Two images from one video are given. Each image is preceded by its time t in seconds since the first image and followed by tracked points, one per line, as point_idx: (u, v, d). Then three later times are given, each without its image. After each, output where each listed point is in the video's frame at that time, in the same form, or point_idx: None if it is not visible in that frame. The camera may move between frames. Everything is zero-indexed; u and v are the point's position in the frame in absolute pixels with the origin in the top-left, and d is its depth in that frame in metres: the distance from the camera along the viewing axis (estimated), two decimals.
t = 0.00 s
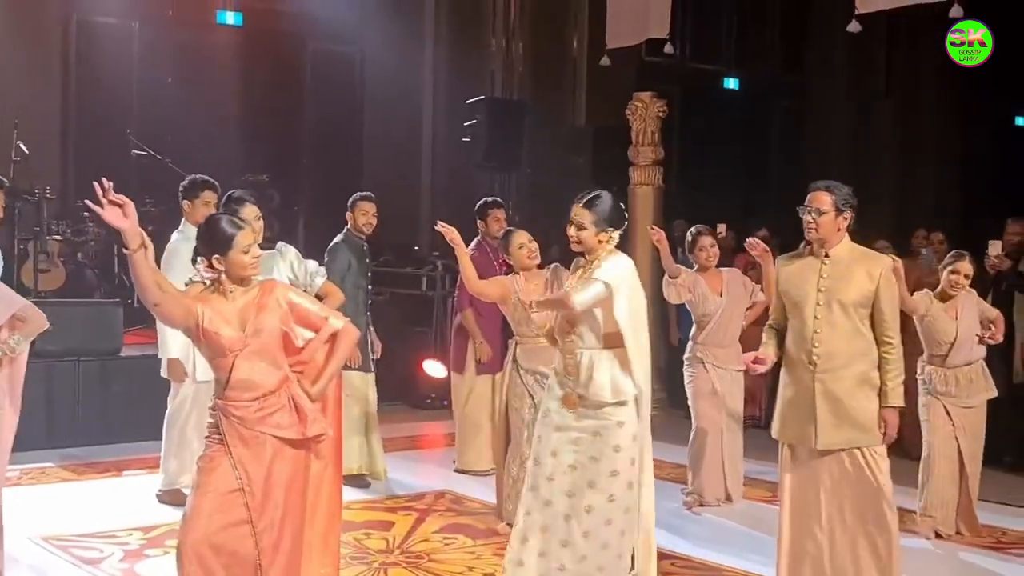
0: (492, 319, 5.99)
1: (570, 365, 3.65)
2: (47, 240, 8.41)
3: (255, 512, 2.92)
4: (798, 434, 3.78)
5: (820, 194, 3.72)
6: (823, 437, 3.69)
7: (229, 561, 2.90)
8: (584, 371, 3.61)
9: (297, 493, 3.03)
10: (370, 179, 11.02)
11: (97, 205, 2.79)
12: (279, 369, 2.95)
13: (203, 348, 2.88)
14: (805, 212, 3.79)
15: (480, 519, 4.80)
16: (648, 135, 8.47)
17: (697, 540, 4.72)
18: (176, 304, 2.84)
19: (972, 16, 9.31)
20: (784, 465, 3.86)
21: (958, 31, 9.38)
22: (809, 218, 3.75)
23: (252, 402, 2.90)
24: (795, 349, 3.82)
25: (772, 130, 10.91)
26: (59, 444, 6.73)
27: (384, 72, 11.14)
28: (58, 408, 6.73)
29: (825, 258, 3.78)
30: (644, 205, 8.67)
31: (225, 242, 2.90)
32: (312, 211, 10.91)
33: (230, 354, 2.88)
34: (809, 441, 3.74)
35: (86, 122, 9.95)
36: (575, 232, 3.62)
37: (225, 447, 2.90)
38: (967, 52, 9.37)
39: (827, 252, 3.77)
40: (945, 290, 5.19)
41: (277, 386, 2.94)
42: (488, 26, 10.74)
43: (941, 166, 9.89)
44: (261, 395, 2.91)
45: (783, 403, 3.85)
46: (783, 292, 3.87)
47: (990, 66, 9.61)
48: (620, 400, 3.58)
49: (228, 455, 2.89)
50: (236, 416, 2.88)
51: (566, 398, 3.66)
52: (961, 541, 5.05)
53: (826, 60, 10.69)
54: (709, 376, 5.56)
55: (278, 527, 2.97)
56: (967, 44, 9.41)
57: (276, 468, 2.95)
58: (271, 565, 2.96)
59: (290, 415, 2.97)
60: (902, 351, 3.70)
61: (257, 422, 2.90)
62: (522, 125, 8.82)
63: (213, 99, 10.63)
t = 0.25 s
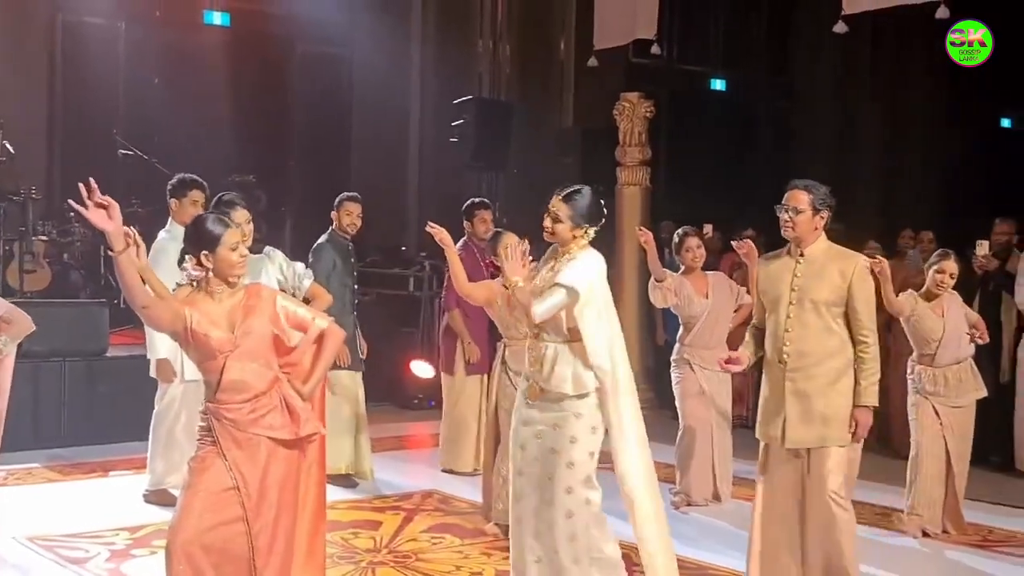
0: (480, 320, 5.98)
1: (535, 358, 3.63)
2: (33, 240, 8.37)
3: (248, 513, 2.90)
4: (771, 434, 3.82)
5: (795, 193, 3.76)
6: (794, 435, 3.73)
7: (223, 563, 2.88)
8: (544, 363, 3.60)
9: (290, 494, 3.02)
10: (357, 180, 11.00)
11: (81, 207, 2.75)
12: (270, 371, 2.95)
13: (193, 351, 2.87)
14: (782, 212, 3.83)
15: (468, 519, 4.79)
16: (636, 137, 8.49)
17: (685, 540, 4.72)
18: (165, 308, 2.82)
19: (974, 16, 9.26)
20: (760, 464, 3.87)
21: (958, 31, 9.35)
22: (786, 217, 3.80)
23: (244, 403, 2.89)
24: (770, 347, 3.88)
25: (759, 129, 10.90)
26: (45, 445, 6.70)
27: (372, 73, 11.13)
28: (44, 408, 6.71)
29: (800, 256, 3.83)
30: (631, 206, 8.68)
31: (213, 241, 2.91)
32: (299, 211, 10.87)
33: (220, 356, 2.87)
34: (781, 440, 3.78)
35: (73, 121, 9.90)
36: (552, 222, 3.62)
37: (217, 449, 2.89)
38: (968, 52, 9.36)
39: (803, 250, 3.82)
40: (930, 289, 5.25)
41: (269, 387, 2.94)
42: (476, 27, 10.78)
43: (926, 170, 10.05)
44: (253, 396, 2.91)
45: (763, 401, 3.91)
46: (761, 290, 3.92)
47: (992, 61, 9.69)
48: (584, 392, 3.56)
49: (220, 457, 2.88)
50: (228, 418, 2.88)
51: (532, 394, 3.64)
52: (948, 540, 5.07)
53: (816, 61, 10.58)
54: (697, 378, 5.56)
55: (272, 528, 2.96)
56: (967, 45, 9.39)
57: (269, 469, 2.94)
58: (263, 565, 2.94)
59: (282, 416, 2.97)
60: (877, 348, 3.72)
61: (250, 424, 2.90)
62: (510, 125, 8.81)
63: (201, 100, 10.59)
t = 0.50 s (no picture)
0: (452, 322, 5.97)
1: (502, 361, 3.58)
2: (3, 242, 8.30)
3: (227, 515, 2.90)
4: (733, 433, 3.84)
5: (762, 193, 3.79)
6: (753, 436, 3.75)
7: (200, 565, 2.88)
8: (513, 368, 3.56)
9: (269, 496, 3.01)
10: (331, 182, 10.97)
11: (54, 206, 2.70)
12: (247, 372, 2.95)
13: (169, 352, 2.87)
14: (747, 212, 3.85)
15: (443, 521, 4.78)
16: (609, 139, 8.52)
17: (659, 542, 4.73)
18: (142, 308, 2.82)
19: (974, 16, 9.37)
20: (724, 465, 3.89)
21: (958, 31, 9.46)
22: (750, 216, 3.81)
23: (220, 404, 2.90)
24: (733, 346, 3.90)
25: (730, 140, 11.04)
26: (15, 449, 6.64)
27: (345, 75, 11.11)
28: (13, 411, 6.65)
29: (763, 256, 3.84)
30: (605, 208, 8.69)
31: (188, 234, 2.94)
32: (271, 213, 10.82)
33: (196, 356, 2.87)
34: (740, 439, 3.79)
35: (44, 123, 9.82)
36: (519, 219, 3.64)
37: (193, 450, 2.89)
38: (967, 52, 9.49)
39: (766, 251, 3.84)
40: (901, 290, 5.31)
41: (245, 387, 2.94)
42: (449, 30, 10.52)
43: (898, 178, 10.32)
44: (229, 397, 2.92)
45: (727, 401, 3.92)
46: (725, 290, 3.94)
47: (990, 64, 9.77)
48: (553, 392, 3.56)
49: (196, 459, 2.88)
50: (204, 419, 2.88)
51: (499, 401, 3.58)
52: (920, 540, 5.10)
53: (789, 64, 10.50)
54: (672, 381, 5.57)
55: (253, 530, 2.94)
56: (967, 45, 9.50)
57: (247, 471, 2.94)
58: (249, 565, 2.92)
59: (258, 417, 2.98)
60: (838, 348, 3.71)
61: (226, 425, 2.90)
62: (482, 127, 8.80)
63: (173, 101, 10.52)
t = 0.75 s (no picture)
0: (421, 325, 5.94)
1: (465, 360, 3.48)
2: None
3: (184, 514, 2.91)
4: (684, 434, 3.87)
5: (719, 198, 3.78)
6: (699, 439, 3.77)
7: (158, 565, 2.89)
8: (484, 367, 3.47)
9: (230, 496, 3.02)
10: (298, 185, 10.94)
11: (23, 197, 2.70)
12: (212, 370, 2.96)
13: (135, 346, 2.87)
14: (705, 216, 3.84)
15: (411, 525, 4.77)
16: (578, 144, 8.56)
17: (627, 545, 4.74)
18: (110, 301, 2.81)
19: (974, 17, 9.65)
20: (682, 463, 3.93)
21: (957, 31, 9.70)
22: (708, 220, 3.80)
23: (184, 403, 2.91)
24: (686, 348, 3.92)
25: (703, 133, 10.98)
26: None
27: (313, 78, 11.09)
28: None
29: (719, 260, 3.83)
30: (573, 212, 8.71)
31: (154, 228, 2.93)
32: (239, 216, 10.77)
33: (162, 353, 2.87)
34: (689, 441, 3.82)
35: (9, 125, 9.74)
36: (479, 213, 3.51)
37: (155, 448, 2.90)
38: (968, 52, 9.73)
39: (721, 255, 3.83)
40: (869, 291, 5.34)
41: (210, 386, 2.95)
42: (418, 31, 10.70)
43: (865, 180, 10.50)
44: (193, 396, 2.92)
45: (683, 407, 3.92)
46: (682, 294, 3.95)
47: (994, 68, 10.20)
48: (523, 393, 3.50)
49: (158, 457, 2.89)
50: (167, 417, 2.89)
51: (462, 401, 3.46)
52: (886, 543, 5.12)
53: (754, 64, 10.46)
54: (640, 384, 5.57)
55: (210, 529, 2.96)
56: (966, 45, 9.77)
57: (208, 470, 2.95)
58: (203, 563, 2.95)
59: (222, 417, 2.98)
60: (786, 354, 3.66)
61: (189, 424, 2.91)
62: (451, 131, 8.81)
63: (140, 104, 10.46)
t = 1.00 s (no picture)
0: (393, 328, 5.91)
1: (443, 368, 3.48)
2: None
3: (151, 518, 2.91)
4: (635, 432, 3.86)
5: (676, 196, 3.77)
6: (649, 439, 3.76)
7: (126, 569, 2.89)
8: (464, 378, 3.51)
9: (198, 499, 3.03)
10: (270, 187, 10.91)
11: None
12: (180, 372, 2.97)
13: (103, 346, 2.87)
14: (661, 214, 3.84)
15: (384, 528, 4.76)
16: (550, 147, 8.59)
17: (600, 547, 4.75)
18: (77, 302, 2.81)
19: (973, 16, 9.48)
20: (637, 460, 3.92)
21: (958, 31, 9.58)
22: (664, 219, 3.79)
23: (151, 405, 2.91)
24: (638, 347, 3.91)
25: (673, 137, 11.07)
26: None
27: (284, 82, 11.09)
28: None
29: (673, 260, 3.82)
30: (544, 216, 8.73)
31: (121, 230, 2.92)
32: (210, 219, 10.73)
33: (129, 354, 2.88)
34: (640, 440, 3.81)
35: None
36: (443, 218, 3.52)
37: (122, 450, 2.90)
38: (967, 52, 9.59)
39: (677, 254, 3.82)
40: (840, 292, 5.36)
41: (178, 388, 2.96)
42: (389, 34, 10.81)
43: (836, 184, 10.34)
44: (160, 398, 2.93)
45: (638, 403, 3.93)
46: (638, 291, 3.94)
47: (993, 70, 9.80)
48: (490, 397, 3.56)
49: (124, 459, 2.89)
50: (134, 418, 2.89)
51: (438, 410, 3.47)
52: (857, 544, 5.15)
53: (726, 64, 10.54)
54: (611, 387, 5.56)
55: (177, 533, 2.96)
56: (966, 44, 9.62)
57: (176, 472, 2.96)
58: (168, 567, 2.94)
59: (190, 419, 2.98)
60: (736, 355, 3.65)
61: (156, 426, 2.91)
62: (422, 134, 8.80)
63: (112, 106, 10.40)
